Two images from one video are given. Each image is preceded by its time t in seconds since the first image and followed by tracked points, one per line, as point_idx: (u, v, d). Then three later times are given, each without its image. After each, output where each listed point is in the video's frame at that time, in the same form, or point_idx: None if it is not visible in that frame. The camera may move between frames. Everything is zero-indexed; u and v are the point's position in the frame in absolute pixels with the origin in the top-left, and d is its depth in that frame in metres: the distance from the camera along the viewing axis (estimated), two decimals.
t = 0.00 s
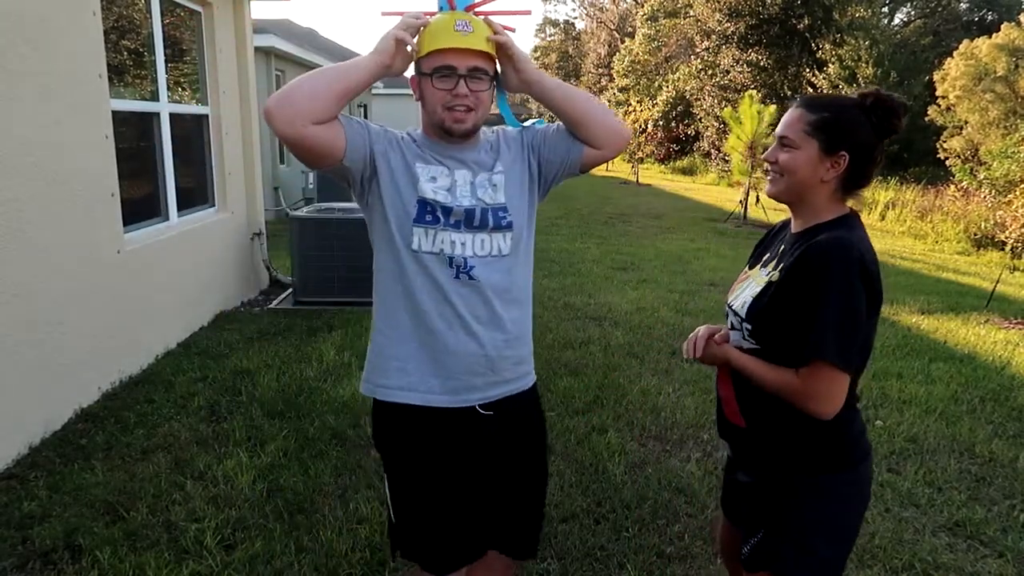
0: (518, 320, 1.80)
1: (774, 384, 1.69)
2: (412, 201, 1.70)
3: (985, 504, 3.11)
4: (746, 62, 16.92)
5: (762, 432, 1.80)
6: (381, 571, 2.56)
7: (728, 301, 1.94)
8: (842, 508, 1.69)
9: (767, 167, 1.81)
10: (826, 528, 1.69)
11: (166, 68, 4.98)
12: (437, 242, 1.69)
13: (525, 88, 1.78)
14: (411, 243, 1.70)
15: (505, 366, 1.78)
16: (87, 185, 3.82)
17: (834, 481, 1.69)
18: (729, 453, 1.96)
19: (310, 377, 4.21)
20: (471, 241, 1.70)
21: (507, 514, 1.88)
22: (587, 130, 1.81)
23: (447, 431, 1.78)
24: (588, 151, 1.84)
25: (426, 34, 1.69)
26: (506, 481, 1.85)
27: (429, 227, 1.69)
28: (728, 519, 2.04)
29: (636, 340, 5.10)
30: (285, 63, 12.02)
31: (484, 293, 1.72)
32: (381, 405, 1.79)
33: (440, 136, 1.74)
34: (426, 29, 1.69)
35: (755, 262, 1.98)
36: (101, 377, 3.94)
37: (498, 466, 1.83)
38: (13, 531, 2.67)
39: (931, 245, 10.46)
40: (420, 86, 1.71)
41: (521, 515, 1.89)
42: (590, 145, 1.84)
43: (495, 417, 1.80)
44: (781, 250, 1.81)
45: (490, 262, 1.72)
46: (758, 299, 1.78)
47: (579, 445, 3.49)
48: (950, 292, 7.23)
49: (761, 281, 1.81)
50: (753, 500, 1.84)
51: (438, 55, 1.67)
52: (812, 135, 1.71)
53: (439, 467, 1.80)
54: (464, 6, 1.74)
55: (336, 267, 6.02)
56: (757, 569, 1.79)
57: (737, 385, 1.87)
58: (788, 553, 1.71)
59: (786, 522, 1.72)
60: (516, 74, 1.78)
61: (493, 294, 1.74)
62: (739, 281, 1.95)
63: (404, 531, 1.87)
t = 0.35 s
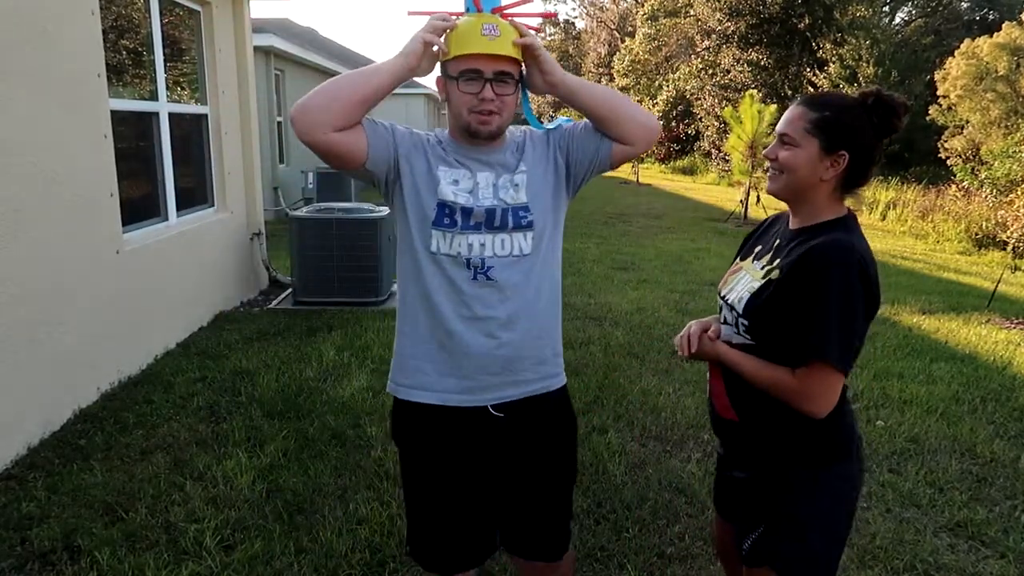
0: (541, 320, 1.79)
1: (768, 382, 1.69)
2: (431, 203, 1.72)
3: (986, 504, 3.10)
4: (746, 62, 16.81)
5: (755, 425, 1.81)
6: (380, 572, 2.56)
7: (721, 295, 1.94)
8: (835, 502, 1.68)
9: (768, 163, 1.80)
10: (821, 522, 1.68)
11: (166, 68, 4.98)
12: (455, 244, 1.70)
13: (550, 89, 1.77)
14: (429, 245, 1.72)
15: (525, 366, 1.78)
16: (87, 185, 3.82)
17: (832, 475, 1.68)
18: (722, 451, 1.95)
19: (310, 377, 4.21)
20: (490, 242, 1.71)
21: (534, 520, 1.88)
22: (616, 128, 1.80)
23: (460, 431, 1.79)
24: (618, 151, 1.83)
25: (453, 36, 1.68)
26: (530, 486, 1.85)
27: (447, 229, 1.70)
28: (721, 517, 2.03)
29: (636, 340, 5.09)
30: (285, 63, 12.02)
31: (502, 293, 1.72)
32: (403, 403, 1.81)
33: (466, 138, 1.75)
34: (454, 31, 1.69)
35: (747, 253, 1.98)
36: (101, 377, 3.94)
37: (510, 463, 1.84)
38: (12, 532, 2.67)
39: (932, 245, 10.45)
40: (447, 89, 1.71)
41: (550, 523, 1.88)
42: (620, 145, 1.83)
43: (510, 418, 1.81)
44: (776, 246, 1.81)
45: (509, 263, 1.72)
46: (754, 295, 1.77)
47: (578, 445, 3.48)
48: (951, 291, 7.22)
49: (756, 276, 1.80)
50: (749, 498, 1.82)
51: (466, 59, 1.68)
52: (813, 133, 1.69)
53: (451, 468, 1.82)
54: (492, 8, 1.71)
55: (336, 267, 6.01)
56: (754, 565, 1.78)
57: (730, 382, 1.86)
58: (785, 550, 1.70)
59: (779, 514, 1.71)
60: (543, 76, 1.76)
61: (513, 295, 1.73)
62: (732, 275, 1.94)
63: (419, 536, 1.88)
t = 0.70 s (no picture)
0: (577, 315, 1.83)
1: (741, 347, 1.64)
2: (475, 198, 1.78)
3: (985, 504, 3.10)
4: (746, 62, 16.92)
5: (746, 418, 1.81)
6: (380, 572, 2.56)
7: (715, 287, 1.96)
8: (826, 490, 1.70)
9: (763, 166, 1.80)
10: (813, 511, 1.69)
11: (166, 68, 4.98)
12: (494, 238, 1.76)
13: (599, 94, 1.83)
14: (471, 238, 1.78)
15: (557, 359, 1.81)
16: (87, 185, 3.83)
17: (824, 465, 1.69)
18: (716, 445, 1.95)
19: (310, 377, 4.21)
20: (527, 238, 1.75)
21: (557, 499, 1.93)
22: (662, 134, 1.81)
23: (487, 414, 1.84)
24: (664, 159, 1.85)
25: (513, 40, 1.74)
26: (554, 469, 1.90)
27: (487, 224, 1.76)
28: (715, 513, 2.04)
29: (636, 340, 5.09)
30: (285, 63, 12.02)
31: (537, 288, 1.77)
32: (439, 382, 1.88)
33: (519, 139, 1.80)
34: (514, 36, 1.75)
35: (739, 248, 1.99)
36: (101, 377, 3.94)
37: (529, 446, 1.90)
38: (12, 532, 2.67)
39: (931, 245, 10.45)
40: (505, 90, 1.77)
41: (572, 501, 1.94)
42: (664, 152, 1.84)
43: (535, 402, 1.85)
44: (768, 240, 1.82)
45: (547, 260, 1.76)
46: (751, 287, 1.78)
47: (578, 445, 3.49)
48: (950, 291, 7.23)
49: (751, 269, 1.81)
50: (742, 490, 1.83)
51: (525, 61, 1.73)
52: (808, 135, 1.69)
53: (472, 453, 1.87)
54: (550, 16, 1.82)
55: (336, 267, 6.01)
56: (751, 558, 1.78)
57: (720, 371, 1.87)
58: (782, 540, 1.71)
59: (772, 505, 1.73)
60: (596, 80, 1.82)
61: (548, 290, 1.77)
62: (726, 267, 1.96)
63: (452, 520, 1.91)
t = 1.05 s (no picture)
0: (580, 323, 1.85)
1: (741, 258, 1.66)
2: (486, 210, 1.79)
3: (985, 504, 3.11)
4: (746, 62, 17.11)
5: (747, 416, 1.78)
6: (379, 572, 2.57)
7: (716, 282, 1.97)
8: (825, 488, 1.71)
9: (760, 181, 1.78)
10: (813, 509, 1.70)
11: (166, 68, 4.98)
12: (506, 251, 1.77)
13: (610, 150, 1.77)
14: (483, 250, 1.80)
15: (559, 370, 1.85)
16: (87, 185, 3.82)
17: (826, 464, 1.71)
18: (715, 445, 1.94)
19: (310, 377, 4.21)
20: (538, 254, 1.77)
21: (553, 495, 1.94)
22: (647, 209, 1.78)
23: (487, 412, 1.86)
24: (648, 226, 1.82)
25: (522, 46, 1.74)
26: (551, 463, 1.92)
27: (501, 236, 1.78)
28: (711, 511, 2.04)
29: (636, 340, 5.10)
30: (285, 63, 12.02)
31: (545, 302, 1.80)
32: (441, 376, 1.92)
33: (532, 141, 1.80)
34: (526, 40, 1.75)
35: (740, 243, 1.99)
36: (101, 377, 3.94)
37: (531, 443, 1.92)
38: (13, 531, 2.67)
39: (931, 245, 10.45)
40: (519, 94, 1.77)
41: (568, 497, 1.95)
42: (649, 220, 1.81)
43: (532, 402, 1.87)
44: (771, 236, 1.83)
45: (557, 275, 1.79)
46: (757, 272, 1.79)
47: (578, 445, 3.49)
48: (950, 291, 7.23)
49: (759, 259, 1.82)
50: (741, 491, 1.83)
51: (533, 65, 1.72)
52: (802, 144, 1.68)
53: (474, 445, 1.89)
54: (562, 18, 1.79)
55: (336, 267, 6.01)
56: (751, 558, 1.78)
57: (721, 369, 1.83)
58: (782, 541, 1.71)
59: (773, 505, 1.72)
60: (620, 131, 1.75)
61: (556, 304, 1.81)
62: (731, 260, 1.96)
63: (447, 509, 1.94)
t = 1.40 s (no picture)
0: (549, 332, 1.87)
1: (735, 272, 1.64)
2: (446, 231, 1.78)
3: (985, 504, 3.11)
4: (746, 61, 17.09)
5: (748, 418, 1.79)
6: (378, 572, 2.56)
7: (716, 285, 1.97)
8: (827, 488, 1.70)
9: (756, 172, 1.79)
10: (814, 509, 1.70)
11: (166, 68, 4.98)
12: (471, 270, 1.78)
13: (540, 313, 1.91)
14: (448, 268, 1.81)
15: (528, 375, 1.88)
16: (87, 185, 3.82)
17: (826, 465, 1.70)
18: (716, 446, 1.94)
19: (310, 377, 4.21)
20: (502, 269, 1.78)
21: (534, 486, 1.95)
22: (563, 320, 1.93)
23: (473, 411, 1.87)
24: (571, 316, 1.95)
25: (468, 47, 1.78)
26: (534, 456, 1.93)
27: (462, 258, 1.78)
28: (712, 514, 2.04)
29: (636, 340, 5.10)
30: (285, 63, 12.01)
31: (508, 314, 1.82)
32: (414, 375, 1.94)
33: (489, 142, 1.79)
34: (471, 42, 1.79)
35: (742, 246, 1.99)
36: (101, 377, 3.94)
37: (513, 438, 1.93)
38: (12, 531, 2.67)
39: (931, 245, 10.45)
40: (471, 96, 1.79)
41: (549, 488, 1.96)
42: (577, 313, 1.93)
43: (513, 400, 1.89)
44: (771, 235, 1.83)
45: (519, 287, 1.81)
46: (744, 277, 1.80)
47: (578, 445, 3.49)
48: (950, 291, 7.23)
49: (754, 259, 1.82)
50: (741, 492, 1.82)
51: (480, 64, 1.76)
52: (797, 134, 1.69)
53: (457, 438, 1.91)
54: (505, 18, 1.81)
55: (336, 267, 6.01)
56: (754, 560, 1.78)
57: (721, 369, 1.85)
58: (784, 544, 1.71)
59: (774, 507, 1.73)
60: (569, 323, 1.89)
61: (521, 312, 1.83)
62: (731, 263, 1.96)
63: (424, 496, 1.96)
